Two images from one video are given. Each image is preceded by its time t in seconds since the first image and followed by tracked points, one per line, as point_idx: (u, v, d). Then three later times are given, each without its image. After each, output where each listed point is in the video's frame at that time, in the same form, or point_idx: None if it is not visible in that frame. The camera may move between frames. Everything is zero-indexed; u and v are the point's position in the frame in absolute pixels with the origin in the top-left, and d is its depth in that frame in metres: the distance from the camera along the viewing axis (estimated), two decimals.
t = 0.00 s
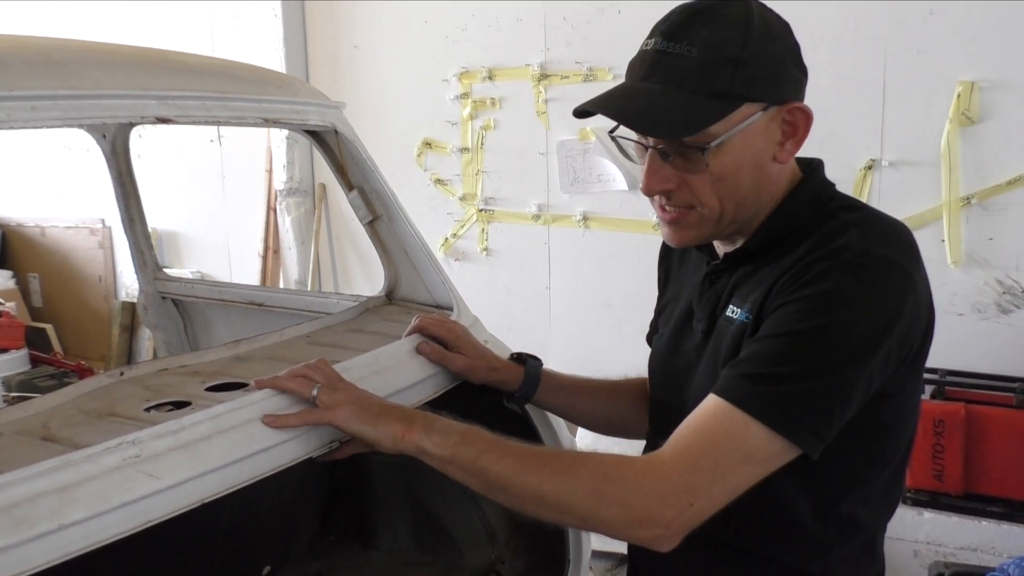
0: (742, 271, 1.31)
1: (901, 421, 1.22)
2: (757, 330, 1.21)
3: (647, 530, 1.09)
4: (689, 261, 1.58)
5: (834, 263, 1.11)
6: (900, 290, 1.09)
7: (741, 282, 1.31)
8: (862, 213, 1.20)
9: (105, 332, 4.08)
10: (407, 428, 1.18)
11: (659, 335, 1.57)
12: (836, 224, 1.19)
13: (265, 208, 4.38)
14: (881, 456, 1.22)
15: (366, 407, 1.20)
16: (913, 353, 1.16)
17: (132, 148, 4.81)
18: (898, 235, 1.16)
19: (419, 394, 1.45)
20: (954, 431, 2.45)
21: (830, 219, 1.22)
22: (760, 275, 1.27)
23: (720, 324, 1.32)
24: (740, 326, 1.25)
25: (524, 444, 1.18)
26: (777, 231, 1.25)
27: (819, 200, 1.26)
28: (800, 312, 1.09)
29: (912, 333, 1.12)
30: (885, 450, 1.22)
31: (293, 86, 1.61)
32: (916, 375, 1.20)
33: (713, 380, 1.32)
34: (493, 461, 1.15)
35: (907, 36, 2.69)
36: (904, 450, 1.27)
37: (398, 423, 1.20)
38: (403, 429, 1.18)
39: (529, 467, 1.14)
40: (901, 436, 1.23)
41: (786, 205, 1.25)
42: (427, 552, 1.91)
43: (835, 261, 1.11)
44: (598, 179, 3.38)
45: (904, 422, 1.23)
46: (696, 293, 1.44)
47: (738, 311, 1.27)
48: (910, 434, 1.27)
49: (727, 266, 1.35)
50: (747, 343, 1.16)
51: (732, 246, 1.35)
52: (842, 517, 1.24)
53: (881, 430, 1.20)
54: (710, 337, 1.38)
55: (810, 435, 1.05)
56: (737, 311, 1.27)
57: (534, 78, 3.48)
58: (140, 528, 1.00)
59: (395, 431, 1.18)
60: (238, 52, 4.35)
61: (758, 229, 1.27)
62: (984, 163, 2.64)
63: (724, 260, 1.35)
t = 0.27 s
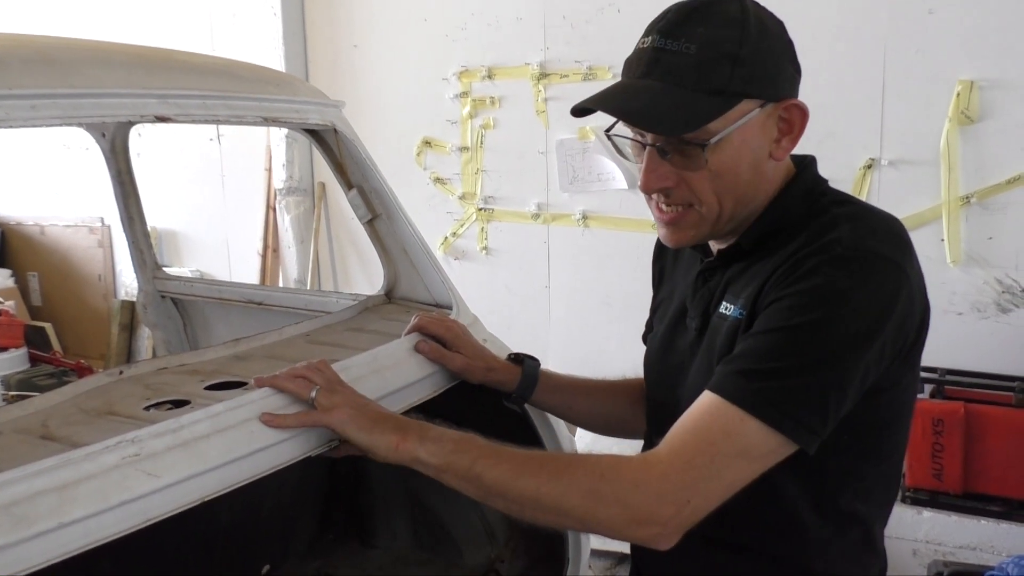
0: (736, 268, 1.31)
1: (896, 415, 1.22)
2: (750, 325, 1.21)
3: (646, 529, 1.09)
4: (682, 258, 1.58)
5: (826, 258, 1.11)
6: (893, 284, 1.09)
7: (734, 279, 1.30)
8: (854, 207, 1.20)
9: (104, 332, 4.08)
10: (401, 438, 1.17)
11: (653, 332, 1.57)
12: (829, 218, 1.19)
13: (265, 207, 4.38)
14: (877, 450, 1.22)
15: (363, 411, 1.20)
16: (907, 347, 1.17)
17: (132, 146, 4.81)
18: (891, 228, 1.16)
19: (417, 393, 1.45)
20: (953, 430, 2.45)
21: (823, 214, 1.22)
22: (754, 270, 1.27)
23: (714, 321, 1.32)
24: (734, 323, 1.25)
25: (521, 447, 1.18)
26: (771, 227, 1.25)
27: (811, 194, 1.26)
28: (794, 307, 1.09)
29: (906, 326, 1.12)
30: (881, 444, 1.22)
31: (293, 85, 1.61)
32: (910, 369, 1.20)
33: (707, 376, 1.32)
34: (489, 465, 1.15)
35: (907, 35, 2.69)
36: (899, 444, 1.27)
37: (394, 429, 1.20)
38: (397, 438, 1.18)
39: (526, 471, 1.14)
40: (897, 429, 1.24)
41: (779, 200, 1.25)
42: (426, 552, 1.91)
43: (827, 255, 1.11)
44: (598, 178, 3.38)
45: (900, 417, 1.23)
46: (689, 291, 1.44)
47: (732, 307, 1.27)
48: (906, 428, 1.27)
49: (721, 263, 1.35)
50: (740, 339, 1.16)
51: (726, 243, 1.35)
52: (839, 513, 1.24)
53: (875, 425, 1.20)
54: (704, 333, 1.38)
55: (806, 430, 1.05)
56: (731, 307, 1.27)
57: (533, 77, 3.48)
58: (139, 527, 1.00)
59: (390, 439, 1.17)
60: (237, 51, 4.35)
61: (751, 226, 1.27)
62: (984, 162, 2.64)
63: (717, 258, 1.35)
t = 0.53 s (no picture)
0: (734, 267, 1.31)
1: (895, 414, 1.22)
2: (748, 324, 1.21)
3: (646, 528, 1.09)
4: (681, 257, 1.58)
5: (824, 258, 1.11)
6: (892, 284, 1.09)
7: (733, 278, 1.30)
8: (852, 207, 1.20)
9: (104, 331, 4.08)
10: (401, 437, 1.17)
11: (652, 331, 1.57)
12: (827, 217, 1.19)
13: (265, 206, 4.38)
14: (875, 449, 1.22)
15: (363, 410, 1.20)
16: (906, 346, 1.17)
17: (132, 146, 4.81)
18: (890, 227, 1.16)
19: (417, 392, 1.45)
20: (953, 429, 2.45)
21: (822, 213, 1.22)
22: (752, 269, 1.27)
23: (713, 320, 1.32)
24: (733, 322, 1.25)
25: (520, 447, 1.18)
26: (770, 225, 1.25)
27: (810, 193, 1.26)
28: (792, 307, 1.09)
29: (905, 325, 1.12)
30: (879, 443, 1.22)
31: (293, 84, 1.61)
32: (909, 368, 1.20)
33: (706, 375, 1.32)
34: (488, 465, 1.15)
35: (907, 34, 2.69)
36: (898, 443, 1.27)
37: (393, 429, 1.20)
38: (397, 437, 1.18)
39: (525, 471, 1.14)
40: (896, 428, 1.24)
41: (777, 199, 1.25)
42: (426, 550, 1.91)
43: (826, 255, 1.11)
44: (598, 177, 3.38)
45: (899, 416, 1.23)
46: (688, 289, 1.44)
47: (731, 306, 1.27)
48: (904, 427, 1.27)
49: (719, 262, 1.35)
50: (739, 339, 1.16)
51: (725, 243, 1.35)
52: (839, 512, 1.25)
53: (874, 424, 1.20)
54: (702, 332, 1.38)
55: (805, 430, 1.05)
56: (730, 306, 1.27)
57: (533, 76, 3.48)
58: (140, 526, 1.00)
59: (390, 439, 1.18)
60: (237, 50, 4.35)
61: (750, 225, 1.27)
62: (984, 161, 2.64)
63: (715, 257, 1.35)
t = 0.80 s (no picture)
0: (733, 265, 1.31)
1: (894, 412, 1.22)
2: (747, 323, 1.22)
3: (646, 526, 1.09)
4: (680, 256, 1.59)
5: (824, 257, 1.11)
6: (891, 283, 1.09)
7: (732, 276, 1.31)
8: (851, 206, 1.21)
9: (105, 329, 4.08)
10: (401, 435, 1.18)
11: (651, 330, 1.57)
12: (826, 217, 1.19)
13: (265, 205, 4.38)
14: (874, 447, 1.23)
15: (363, 409, 1.20)
16: (905, 345, 1.17)
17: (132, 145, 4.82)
18: (888, 226, 1.16)
19: (418, 390, 1.45)
20: (953, 429, 2.46)
21: (821, 212, 1.22)
22: (751, 268, 1.27)
23: (712, 319, 1.32)
24: (732, 321, 1.25)
25: (520, 445, 1.19)
26: (769, 225, 1.25)
27: (808, 193, 1.26)
28: (792, 306, 1.09)
29: (904, 324, 1.13)
30: (879, 442, 1.23)
31: (293, 83, 1.62)
32: (908, 366, 1.20)
33: (705, 374, 1.32)
34: (488, 463, 1.15)
35: (906, 34, 2.70)
36: (897, 441, 1.27)
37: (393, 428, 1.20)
38: (397, 435, 1.18)
39: (525, 469, 1.14)
40: (895, 427, 1.24)
41: (777, 198, 1.25)
42: (425, 548, 1.92)
43: (826, 254, 1.11)
44: (598, 177, 3.39)
45: (898, 414, 1.23)
46: (687, 288, 1.45)
47: (730, 305, 1.27)
48: (903, 425, 1.28)
49: (718, 261, 1.35)
50: (739, 337, 1.16)
51: (724, 242, 1.35)
52: (838, 510, 1.25)
53: (873, 422, 1.21)
54: (701, 331, 1.38)
55: (804, 428, 1.05)
56: (729, 305, 1.27)
57: (533, 76, 3.48)
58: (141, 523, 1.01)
59: (390, 437, 1.18)
60: (237, 49, 4.36)
61: (749, 224, 1.28)
62: (984, 160, 2.65)
63: (714, 256, 1.35)
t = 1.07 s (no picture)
0: (733, 265, 1.31)
1: (894, 411, 1.22)
2: (747, 323, 1.22)
3: (646, 525, 1.09)
4: (679, 256, 1.59)
5: (824, 256, 1.11)
6: (891, 281, 1.09)
7: (732, 276, 1.31)
8: (851, 205, 1.21)
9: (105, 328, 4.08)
10: (402, 435, 1.18)
11: (651, 330, 1.57)
12: (826, 216, 1.19)
13: (265, 204, 4.38)
14: (874, 447, 1.23)
15: (363, 409, 1.21)
16: (905, 344, 1.17)
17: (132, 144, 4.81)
18: (888, 225, 1.16)
19: (418, 389, 1.45)
20: (953, 429, 2.46)
21: (821, 212, 1.22)
22: (752, 268, 1.27)
23: (712, 319, 1.32)
24: (732, 321, 1.25)
25: (520, 445, 1.19)
26: (769, 224, 1.25)
27: (808, 192, 1.26)
28: (792, 305, 1.09)
29: (904, 323, 1.13)
30: (879, 441, 1.23)
31: (293, 82, 1.62)
32: (908, 365, 1.20)
33: (705, 374, 1.32)
34: (488, 462, 1.15)
35: (907, 33, 2.70)
36: (897, 440, 1.27)
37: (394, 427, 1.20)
38: (397, 435, 1.18)
39: (525, 469, 1.14)
40: (895, 426, 1.24)
41: (777, 198, 1.25)
42: (425, 548, 1.92)
43: (825, 253, 1.11)
44: (598, 176, 3.39)
45: (898, 413, 1.23)
46: (687, 288, 1.45)
47: (730, 305, 1.27)
48: (904, 424, 1.28)
49: (718, 261, 1.35)
50: (739, 337, 1.16)
51: (724, 242, 1.35)
52: (839, 509, 1.25)
53: (873, 421, 1.21)
54: (702, 331, 1.38)
55: (804, 427, 1.05)
56: (729, 305, 1.27)
57: (534, 75, 3.48)
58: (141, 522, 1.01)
59: (391, 436, 1.18)
60: (238, 48, 4.35)
61: (750, 224, 1.28)
62: (984, 160, 2.64)
63: (714, 256, 1.35)
